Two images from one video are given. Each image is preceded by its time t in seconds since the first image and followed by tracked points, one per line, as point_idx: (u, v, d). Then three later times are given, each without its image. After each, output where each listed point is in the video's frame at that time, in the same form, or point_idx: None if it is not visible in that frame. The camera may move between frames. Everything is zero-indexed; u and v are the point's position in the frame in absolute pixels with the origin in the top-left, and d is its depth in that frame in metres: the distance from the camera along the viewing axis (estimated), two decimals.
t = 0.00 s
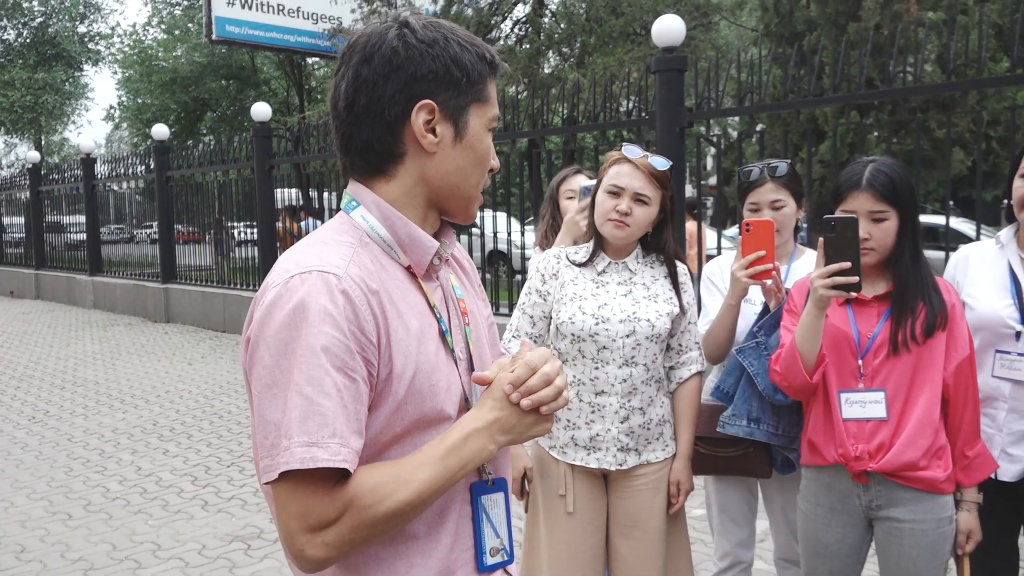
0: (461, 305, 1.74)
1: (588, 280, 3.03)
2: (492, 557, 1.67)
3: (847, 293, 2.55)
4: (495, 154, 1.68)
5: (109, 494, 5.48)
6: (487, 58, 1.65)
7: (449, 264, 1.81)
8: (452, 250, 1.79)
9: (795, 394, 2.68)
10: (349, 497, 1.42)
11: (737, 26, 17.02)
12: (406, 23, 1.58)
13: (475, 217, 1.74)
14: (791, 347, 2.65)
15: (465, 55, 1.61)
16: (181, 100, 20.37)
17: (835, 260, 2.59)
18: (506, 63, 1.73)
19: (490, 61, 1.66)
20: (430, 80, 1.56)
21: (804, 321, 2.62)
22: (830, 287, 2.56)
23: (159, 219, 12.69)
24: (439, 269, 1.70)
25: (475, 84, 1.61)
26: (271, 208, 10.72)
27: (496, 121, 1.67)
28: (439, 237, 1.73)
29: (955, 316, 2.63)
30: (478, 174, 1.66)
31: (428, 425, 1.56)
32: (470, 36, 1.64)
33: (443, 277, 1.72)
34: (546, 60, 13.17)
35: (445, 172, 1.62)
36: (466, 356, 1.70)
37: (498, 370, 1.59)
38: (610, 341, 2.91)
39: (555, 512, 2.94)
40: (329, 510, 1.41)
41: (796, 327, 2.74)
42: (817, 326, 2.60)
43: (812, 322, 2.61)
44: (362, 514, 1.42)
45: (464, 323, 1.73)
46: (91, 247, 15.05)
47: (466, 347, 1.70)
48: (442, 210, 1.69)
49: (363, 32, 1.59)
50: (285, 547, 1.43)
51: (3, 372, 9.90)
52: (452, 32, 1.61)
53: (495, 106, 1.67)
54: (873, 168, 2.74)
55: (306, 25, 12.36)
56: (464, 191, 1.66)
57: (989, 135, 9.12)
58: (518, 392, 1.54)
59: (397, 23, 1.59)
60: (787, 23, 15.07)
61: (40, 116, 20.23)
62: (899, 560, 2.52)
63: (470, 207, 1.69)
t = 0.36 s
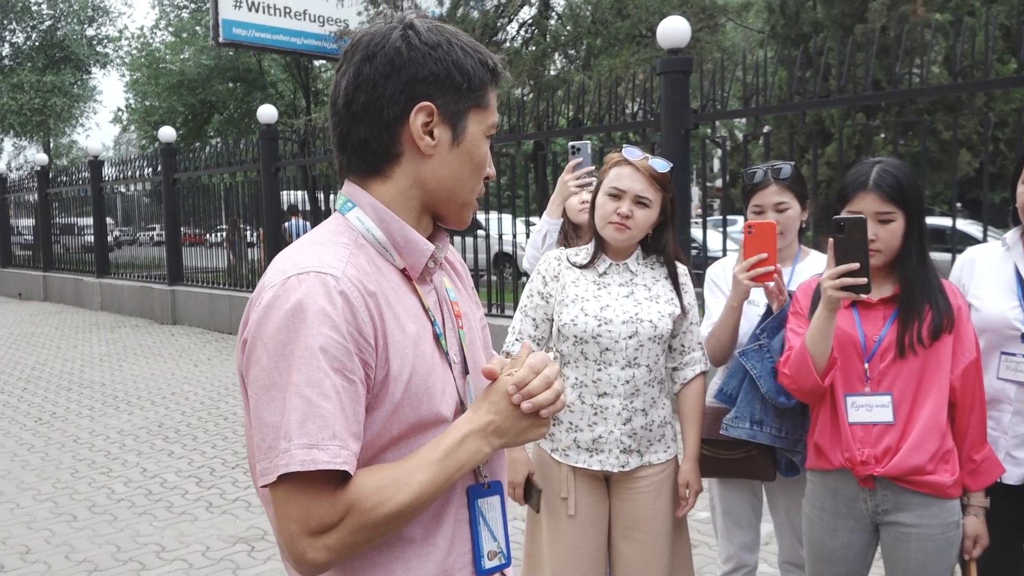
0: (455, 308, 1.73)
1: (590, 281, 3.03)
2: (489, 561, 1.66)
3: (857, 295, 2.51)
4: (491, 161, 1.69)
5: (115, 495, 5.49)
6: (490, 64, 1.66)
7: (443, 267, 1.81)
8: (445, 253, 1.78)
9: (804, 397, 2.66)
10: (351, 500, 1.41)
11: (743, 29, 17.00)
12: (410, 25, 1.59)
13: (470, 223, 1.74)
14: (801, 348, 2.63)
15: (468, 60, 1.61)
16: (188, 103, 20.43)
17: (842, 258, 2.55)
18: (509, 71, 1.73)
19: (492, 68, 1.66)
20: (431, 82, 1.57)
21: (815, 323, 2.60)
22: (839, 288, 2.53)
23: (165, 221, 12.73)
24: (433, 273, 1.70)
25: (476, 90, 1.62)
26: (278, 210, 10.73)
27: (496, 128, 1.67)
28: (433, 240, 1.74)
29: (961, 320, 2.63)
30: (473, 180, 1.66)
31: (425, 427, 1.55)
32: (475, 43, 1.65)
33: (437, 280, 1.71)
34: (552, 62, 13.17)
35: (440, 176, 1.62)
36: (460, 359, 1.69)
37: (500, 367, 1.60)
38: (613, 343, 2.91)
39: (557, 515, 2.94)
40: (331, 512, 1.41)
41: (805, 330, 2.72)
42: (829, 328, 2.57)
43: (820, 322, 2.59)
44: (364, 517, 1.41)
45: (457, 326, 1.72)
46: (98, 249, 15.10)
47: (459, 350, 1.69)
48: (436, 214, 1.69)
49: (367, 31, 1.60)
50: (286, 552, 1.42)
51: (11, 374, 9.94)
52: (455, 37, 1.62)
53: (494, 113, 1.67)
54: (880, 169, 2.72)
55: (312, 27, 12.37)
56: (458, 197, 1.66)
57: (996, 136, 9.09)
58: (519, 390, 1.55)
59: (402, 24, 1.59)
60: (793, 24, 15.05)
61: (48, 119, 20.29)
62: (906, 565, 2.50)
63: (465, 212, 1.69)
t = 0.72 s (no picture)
0: (486, 310, 1.71)
1: (607, 292, 3.02)
2: (501, 569, 1.64)
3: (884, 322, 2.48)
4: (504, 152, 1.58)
5: (117, 485, 5.48)
6: (478, 50, 1.58)
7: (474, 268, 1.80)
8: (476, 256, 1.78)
9: (823, 424, 2.59)
10: (387, 492, 1.40)
11: (762, 44, 16.99)
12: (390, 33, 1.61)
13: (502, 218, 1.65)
14: (823, 374, 2.55)
15: (443, 52, 1.57)
16: (205, 96, 20.50)
17: (875, 288, 2.52)
18: (516, 55, 1.63)
19: (484, 54, 1.58)
20: (404, 84, 1.56)
21: (841, 350, 2.52)
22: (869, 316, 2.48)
23: (178, 213, 12.75)
24: (459, 273, 1.68)
25: (455, 79, 1.56)
26: (290, 206, 10.74)
27: (494, 115, 1.57)
28: (462, 241, 1.74)
29: (973, 343, 2.62)
30: (476, 175, 1.57)
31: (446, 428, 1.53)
32: (455, 28, 1.60)
33: (465, 281, 1.69)
34: (569, 70, 13.16)
35: (434, 174, 1.58)
36: (488, 363, 1.68)
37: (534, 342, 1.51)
38: (627, 354, 2.89)
39: (562, 525, 2.91)
40: (374, 504, 1.40)
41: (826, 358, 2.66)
42: (853, 357, 2.50)
43: (842, 351, 2.52)
44: (403, 507, 1.40)
45: (487, 329, 1.70)
46: (109, 237, 15.14)
47: (487, 355, 1.68)
48: (453, 217, 1.65)
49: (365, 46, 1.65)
50: (332, 548, 1.42)
51: (18, 359, 9.96)
52: (432, 30, 1.58)
53: (491, 97, 1.57)
54: (895, 193, 2.68)
55: (332, 26, 12.37)
56: (464, 194, 1.59)
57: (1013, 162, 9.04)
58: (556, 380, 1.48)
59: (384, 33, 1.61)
60: (813, 42, 15.03)
61: (65, 106, 20.35)
62: None
63: (482, 209, 1.60)
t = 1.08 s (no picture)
0: (482, 314, 1.72)
1: (602, 294, 3.03)
2: (500, 572, 1.64)
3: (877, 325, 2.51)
4: (499, 157, 1.59)
5: (109, 488, 5.46)
6: (474, 54, 1.58)
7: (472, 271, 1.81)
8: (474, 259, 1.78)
9: (817, 427, 2.60)
10: (384, 502, 1.41)
11: (755, 48, 17.04)
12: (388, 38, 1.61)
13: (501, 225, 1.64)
14: (819, 376, 2.57)
15: (440, 57, 1.57)
16: (197, 98, 20.46)
17: (869, 291, 2.53)
18: (514, 60, 1.64)
19: (482, 59, 1.58)
20: (402, 88, 1.57)
21: (834, 354, 2.54)
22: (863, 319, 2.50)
23: (170, 215, 12.72)
24: (456, 277, 1.68)
25: (451, 84, 1.56)
26: (283, 209, 10.72)
27: (492, 120, 1.58)
28: (460, 246, 1.74)
29: (966, 346, 2.63)
30: (476, 180, 1.58)
31: (444, 432, 1.53)
32: (453, 33, 1.60)
33: (461, 285, 1.70)
34: (563, 73, 13.15)
35: (431, 178, 1.58)
36: (484, 367, 1.68)
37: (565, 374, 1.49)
38: (623, 356, 2.91)
39: (558, 528, 2.91)
40: (372, 515, 1.40)
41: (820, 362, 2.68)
42: (846, 360, 2.52)
43: (836, 353, 2.54)
44: (398, 518, 1.41)
45: (484, 333, 1.71)
46: (101, 240, 15.09)
47: (484, 358, 1.68)
48: (451, 220, 1.66)
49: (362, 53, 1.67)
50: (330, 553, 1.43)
51: (9, 361, 9.91)
52: (429, 35, 1.59)
53: (488, 102, 1.58)
54: (889, 197, 2.70)
55: (325, 28, 12.36)
56: (461, 198, 1.59)
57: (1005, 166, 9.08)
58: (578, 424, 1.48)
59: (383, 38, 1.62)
60: (805, 47, 15.09)
61: (57, 108, 20.29)
62: None
63: (480, 214, 1.60)
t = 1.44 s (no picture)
0: (478, 316, 1.73)
1: (595, 295, 3.03)
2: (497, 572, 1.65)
3: (874, 328, 2.50)
4: (512, 166, 1.64)
5: (102, 489, 5.45)
6: (501, 67, 1.60)
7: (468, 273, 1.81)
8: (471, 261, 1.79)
9: (811, 428, 2.61)
10: (392, 510, 1.41)
11: (749, 50, 17.10)
12: (415, 36, 1.56)
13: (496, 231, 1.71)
14: (812, 378, 2.57)
15: (476, 68, 1.57)
16: (190, 98, 20.41)
17: (863, 293, 2.55)
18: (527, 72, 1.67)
19: (509, 72, 1.61)
20: (436, 95, 1.54)
21: (828, 355, 2.55)
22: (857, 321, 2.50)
23: (163, 215, 12.69)
24: (456, 280, 1.70)
25: (486, 97, 1.57)
26: (277, 209, 10.71)
27: (515, 132, 1.62)
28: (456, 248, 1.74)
29: (958, 348, 2.65)
30: (494, 190, 1.62)
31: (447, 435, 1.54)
32: (482, 42, 1.60)
33: (460, 287, 1.70)
34: (557, 74, 13.16)
35: (456, 186, 1.60)
36: (481, 369, 1.69)
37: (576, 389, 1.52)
38: (616, 357, 2.91)
39: (550, 528, 2.91)
40: (382, 523, 1.40)
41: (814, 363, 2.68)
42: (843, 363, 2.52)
43: (831, 354, 2.54)
44: (407, 526, 1.42)
45: (480, 335, 1.71)
46: (94, 240, 15.05)
47: (481, 360, 1.69)
48: (459, 225, 1.68)
49: (372, 48, 1.60)
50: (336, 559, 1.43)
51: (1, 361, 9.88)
52: (463, 43, 1.57)
53: (510, 116, 1.61)
54: (883, 200, 2.71)
55: (320, 28, 12.37)
56: (478, 206, 1.63)
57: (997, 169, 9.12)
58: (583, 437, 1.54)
59: (406, 35, 1.57)
60: (799, 49, 15.13)
61: (49, 107, 20.23)
62: None
63: (490, 221, 1.65)
